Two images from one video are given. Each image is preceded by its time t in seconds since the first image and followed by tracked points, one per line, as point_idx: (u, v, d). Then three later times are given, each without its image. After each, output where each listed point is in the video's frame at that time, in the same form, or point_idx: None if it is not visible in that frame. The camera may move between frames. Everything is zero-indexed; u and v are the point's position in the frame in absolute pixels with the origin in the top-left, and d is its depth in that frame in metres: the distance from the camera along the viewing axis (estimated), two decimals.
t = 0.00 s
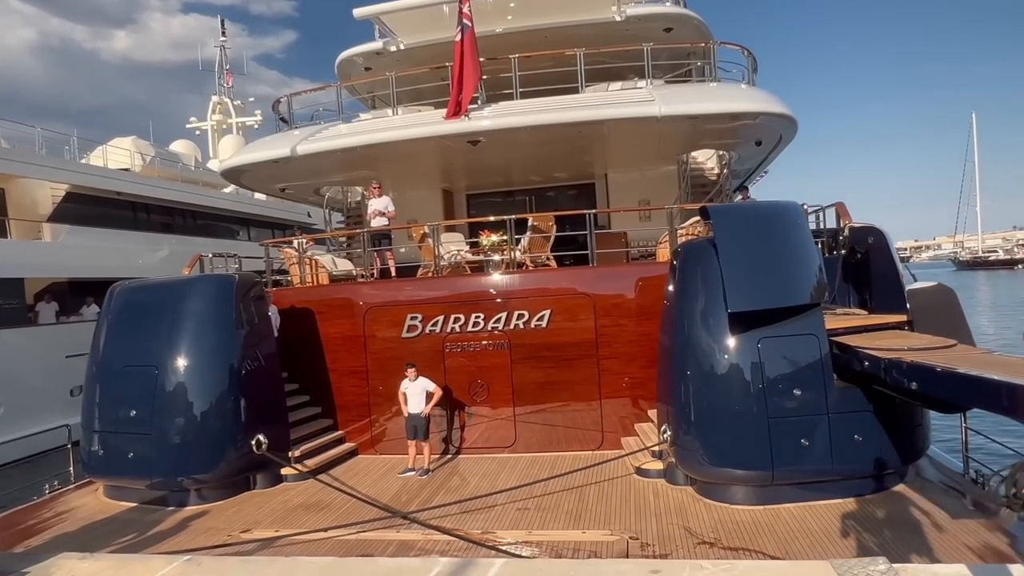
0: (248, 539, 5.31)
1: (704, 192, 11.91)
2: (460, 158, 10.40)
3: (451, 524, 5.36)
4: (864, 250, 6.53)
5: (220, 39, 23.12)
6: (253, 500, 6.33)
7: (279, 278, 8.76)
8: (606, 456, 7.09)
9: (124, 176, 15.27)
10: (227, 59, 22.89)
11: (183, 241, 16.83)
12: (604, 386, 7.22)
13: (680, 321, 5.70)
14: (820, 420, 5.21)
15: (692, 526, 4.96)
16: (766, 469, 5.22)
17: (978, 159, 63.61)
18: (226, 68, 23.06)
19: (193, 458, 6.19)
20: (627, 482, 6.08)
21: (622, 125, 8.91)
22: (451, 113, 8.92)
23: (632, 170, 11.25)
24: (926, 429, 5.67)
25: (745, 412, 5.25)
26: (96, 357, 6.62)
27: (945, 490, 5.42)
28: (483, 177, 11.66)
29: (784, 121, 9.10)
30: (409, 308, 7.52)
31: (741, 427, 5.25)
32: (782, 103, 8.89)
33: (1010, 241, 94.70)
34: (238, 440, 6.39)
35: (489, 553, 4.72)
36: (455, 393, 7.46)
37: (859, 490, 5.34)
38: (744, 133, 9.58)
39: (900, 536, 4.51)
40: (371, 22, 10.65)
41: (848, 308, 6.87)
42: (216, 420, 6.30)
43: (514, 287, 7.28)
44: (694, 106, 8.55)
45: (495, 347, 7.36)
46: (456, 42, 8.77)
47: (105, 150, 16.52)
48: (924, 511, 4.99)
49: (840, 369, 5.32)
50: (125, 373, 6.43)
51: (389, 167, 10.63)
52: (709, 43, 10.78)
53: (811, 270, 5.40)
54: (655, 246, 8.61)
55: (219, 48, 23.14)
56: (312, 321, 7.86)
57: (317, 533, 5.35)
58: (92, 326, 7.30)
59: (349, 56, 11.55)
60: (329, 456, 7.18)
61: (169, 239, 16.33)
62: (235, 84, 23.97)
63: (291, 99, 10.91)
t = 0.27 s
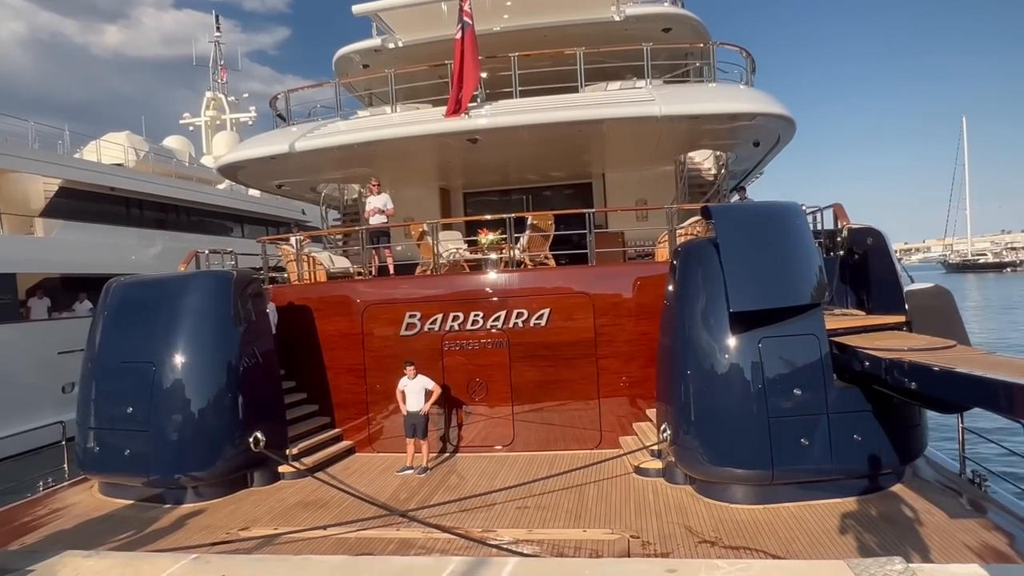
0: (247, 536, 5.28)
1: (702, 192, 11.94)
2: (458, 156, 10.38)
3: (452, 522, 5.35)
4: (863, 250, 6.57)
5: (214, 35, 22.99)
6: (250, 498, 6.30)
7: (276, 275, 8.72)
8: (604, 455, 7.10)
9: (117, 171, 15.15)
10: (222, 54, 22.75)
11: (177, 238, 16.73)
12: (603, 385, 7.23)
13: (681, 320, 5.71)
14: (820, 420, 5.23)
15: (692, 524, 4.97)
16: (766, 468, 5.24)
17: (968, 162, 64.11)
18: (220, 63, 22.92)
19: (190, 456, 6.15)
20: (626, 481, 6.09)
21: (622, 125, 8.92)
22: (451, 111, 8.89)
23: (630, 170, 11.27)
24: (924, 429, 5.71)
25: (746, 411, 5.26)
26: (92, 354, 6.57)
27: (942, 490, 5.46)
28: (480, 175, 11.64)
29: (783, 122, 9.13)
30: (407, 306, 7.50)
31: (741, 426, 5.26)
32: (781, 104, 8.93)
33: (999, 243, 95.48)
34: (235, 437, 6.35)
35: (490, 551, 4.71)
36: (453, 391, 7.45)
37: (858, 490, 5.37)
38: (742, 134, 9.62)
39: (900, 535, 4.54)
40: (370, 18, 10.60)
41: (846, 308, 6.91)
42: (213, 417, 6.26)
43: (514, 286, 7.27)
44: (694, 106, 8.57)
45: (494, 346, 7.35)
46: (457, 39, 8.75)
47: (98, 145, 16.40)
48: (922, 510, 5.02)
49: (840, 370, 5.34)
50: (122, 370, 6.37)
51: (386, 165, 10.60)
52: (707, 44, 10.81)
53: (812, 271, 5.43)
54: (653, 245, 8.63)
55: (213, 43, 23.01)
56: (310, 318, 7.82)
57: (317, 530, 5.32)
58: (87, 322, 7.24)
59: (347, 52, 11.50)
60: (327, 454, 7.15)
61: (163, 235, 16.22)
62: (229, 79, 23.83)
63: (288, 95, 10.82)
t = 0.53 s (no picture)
0: (248, 535, 5.27)
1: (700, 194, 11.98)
2: (458, 155, 10.37)
3: (453, 522, 5.35)
4: (862, 253, 6.61)
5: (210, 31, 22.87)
6: (249, 496, 6.27)
7: (275, 272, 8.68)
8: (603, 456, 7.11)
9: (112, 166, 15.06)
10: (217, 50, 22.63)
11: (172, 234, 16.63)
12: (602, 385, 7.24)
13: (682, 321, 5.72)
14: (821, 421, 5.26)
15: (694, 525, 4.99)
16: (767, 469, 5.26)
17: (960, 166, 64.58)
18: (216, 59, 22.80)
19: (189, 454, 6.12)
20: (627, 481, 6.11)
21: (622, 126, 8.94)
22: (452, 110, 8.87)
23: (629, 171, 11.29)
24: (922, 431, 5.75)
25: (747, 413, 5.29)
26: (90, 351, 6.52)
27: (940, 491, 5.50)
28: (479, 175, 11.64)
29: (783, 124, 9.17)
30: (407, 305, 7.49)
31: (742, 428, 5.28)
32: (781, 107, 8.97)
33: (989, 247, 96.24)
34: (234, 435, 6.32)
35: (493, 550, 4.71)
36: (453, 391, 7.44)
37: (857, 491, 5.41)
38: (742, 136, 9.66)
39: (899, 536, 4.58)
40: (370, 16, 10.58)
41: (844, 311, 6.95)
42: (212, 415, 6.22)
43: (514, 286, 7.27)
44: (695, 108, 8.60)
45: (494, 345, 7.35)
46: (459, 38, 8.73)
47: (93, 140, 16.29)
48: (921, 512, 5.06)
49: (841, 372, 5.37)
50: (120, 367, 6.33)
51: (385, 163, 10.57)
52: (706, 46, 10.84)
53: (814, 273, 5.45)
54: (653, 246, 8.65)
55: (209, 39, 22.88)
56: (309, 316, 7.80)
57: (318, 529, 5.30)
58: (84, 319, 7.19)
59: (346, 50, 11.48)
60: (326, 453, 7.13)
61: (157, 231, 16.12)
62: (225, 76, 23.71)
63: (287, 92, 10.77)
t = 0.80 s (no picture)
0: (247, 534, 5.24)
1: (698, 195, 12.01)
2: (457, 155, 10.36)
3: (454, 521, 5.35)
4: (860, 256, 6.65)
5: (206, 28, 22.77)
6: (247, 495, 6.25)
7: (272, 271, 8.65)
8: (602, 456, 7.11)
9: (107, 163, 14.97)
10: (213, 47, 22.53)
11: (167, 232, 16.55)
12: (601, 385, 7.25)
13: (683, 322, 5.74)
14: (821, 423, 5.28)
15: (694, 525, 5.00)
16: (767, 470, 5.28)
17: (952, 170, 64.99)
18: (212, 56, 22.70)
19: (187, 452, 6.09)
20: (626, 482, 6.12)
21: (622, 127, 8.95)
22: (453, 109, 8.86)
23: (627, 172, 11.32)
24: (920, 433, 5.79)
25: (748, 414, 5.30)
26: (87, 348, 6.48)
27: (937, 492, 5.54)
28: (477, 175, 11.64)
29: (782, 126, 9.21)
30: (406, 304, 7.48)
31: (743, 429, 5.30)
32: (780, 109, 9.01)
33: (980, 251, 96.89)
34: (233, 434, 6.29)
35: (494, 550, 4.72)
36: (451, 390, 7.43)
37: (857, 492, 5.43)
38: (741, 138, 9.70)
39: (898, 538, 4.61)
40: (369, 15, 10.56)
41: (843, 313, 6.98)
42: (210, 414, 6.19)
43: (514, 285, 7.27)
44: (694, 110, 8.63)
45: (493, 345, 7.34)
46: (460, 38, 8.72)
47: (88, 135, 16.19)
48: (920, 513, 5.08)
49: (841, 373, 5.40)
50: (118, 365, 6.29)
51: (384, 162, 10.55)
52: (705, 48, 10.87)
53: (814, 275, 5.48)
54: (651, 247, 8.67)
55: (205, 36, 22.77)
56: (307, 315, 7.77)
57: (317, 529, 5.28)
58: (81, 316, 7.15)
59: (344, 49, 11.45)
60: (324, 452, 7.11)
61: (152, 229, 16.03)
62: (220, 73, 23.61)
63: (285, 90, 10.73)
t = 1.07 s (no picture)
0: (246, 535, 5.20)
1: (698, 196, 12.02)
2: (457, 155, 10.33)
3: (455, 522, 5.33)
4: (861, 258, 6.66)
5: (203, 26, 22.71)
6: (246, 496, 6.20)
7: (271, 270, 8.61)
8: (602, 457, 7.09)
9: (103, 160, 14.90)
10: (210, 46, 22.47)
11: (162, 230, 16.47)
12: (601, 386, 7.24)
13: (685, 324, 5.73)
14: (823, 425, 5.28)
15: (696, 527, 4.99)
16: (768, 472, 5.27)
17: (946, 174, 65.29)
18: (209, 54, 22.62)
19: (185, 452, 6.05)
20: (626, 483, 6.11)
21: (623, 128, 8.94)
22: (454, 109, 8.84)
23: (626, 173, 11.32)
24: (921, 435, 5.79)
25: (749, 416, 5.29)
26: (84, 347, 6.43)
27: (938, 494, 5.54)
28: (476, 175, 11.63)
29: (783, 129, 9.22)
30: (406, 304, 7.45)
31: (745, 430, 5.29)
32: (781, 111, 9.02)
33: (973, 255, 97.36)
34: (231, 434, 6.25)
35: (496, 552, 4.69)
36: (451, 391, 7.40)
37: (857, 495, 5.42)
38: (741, 141, 9.72)
39: (901, 540, 4.61)
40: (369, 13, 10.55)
41: (842, 314, 6.98)
42: (209, 413, 6.15)
43: (514, 286, 7.25)
44: (695, 111, 8.63)
45: (493, 346, 7.32)
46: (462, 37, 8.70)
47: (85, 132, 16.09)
48: (922, 515, 5.08)
49: (842, 376, 5.39)
50: (115, 364, 6.25)
51: (383, 161, 10.51)
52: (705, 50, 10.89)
53: (816, 277, 5.47)
54: (651, 248, 8.67)
55: (202, 34, 22.71)
56: (306, 315, 7.74)
57: (317, 530, 5.23)
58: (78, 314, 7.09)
59: (343, 48, 11.42)
60: (323, 452, 7.07)
61: (148, 227, 15.95)
62: (217, 71, 23.54)
63: (284, 89, 10.69)
